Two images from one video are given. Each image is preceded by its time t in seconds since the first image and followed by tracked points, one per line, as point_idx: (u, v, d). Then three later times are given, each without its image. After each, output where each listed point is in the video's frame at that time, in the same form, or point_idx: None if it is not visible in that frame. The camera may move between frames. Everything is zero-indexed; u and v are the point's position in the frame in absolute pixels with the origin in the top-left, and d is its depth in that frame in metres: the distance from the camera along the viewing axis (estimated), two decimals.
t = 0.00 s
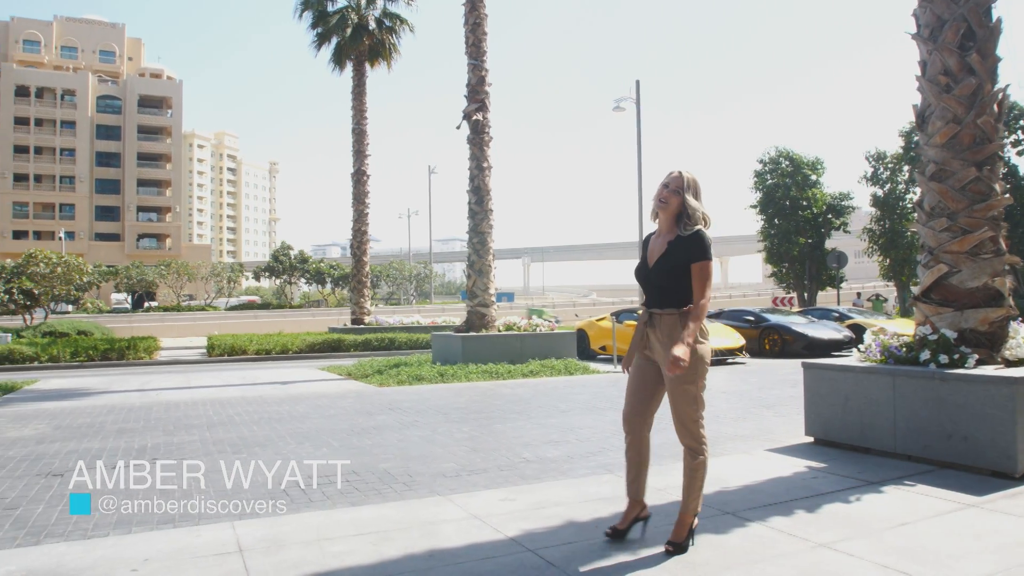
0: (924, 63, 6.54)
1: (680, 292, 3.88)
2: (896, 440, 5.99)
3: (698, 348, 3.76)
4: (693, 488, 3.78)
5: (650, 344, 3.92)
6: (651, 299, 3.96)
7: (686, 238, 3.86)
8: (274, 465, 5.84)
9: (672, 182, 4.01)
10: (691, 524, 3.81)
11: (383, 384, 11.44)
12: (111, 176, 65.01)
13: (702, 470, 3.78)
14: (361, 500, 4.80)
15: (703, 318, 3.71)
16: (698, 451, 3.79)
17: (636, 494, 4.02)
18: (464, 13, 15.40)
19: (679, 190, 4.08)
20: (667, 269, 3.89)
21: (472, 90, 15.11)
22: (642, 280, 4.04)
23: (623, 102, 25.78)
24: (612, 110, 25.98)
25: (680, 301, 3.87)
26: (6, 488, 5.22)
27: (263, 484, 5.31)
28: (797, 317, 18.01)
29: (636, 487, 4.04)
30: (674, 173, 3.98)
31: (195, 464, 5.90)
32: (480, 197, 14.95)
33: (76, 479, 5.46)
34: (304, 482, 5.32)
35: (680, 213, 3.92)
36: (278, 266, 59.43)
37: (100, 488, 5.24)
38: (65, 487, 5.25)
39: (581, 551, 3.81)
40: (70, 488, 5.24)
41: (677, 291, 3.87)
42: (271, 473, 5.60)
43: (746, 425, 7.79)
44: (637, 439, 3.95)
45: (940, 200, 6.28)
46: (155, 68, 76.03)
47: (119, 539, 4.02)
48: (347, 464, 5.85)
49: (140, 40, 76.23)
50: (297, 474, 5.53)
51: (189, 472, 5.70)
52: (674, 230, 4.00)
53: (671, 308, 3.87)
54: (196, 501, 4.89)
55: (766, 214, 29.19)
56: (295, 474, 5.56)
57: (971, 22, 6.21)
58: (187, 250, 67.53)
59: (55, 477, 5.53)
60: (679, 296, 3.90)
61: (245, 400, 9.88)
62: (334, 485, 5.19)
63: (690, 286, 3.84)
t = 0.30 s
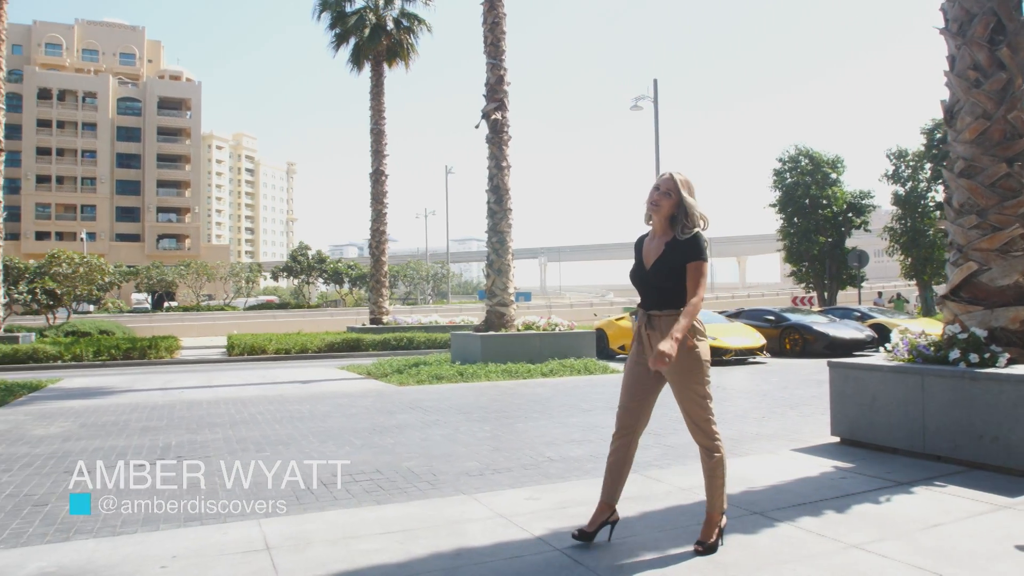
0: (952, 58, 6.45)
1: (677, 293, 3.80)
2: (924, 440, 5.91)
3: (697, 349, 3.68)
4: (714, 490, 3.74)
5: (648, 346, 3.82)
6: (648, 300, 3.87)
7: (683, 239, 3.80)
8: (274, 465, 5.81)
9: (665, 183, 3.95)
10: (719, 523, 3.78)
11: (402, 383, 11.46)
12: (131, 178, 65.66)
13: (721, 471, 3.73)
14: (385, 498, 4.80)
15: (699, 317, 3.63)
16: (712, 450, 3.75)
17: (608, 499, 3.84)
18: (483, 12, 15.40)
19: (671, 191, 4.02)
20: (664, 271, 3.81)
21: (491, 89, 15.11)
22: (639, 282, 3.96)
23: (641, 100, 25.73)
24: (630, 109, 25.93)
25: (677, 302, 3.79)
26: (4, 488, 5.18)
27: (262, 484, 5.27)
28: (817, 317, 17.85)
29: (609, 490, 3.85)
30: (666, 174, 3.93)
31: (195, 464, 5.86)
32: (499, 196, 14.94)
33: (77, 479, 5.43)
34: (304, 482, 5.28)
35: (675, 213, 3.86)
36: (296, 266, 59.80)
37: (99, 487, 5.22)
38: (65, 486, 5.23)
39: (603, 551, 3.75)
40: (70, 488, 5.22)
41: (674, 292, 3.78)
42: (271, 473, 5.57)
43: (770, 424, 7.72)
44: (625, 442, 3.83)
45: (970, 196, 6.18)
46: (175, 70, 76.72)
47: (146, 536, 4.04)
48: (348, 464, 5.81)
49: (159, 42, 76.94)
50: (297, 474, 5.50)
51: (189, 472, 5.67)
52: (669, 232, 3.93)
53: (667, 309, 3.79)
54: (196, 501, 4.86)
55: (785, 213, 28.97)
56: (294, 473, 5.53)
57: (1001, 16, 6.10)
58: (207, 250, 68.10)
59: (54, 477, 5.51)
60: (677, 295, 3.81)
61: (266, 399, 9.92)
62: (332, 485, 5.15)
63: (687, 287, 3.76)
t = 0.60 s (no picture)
0: (986, 52, 6.32)
1: (663, 290, 3.79)
2: (959, 441, 5.80)
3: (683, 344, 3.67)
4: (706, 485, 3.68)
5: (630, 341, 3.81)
6: (631, 294, 3.86)
7: (667, 234, 3.79)
8: (274, 465, 5.76)
9: (649, 177, 3.92)
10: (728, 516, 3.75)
11: (426, 382, 11.48)
12: (155, 179, 66.39)
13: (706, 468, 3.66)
14: (412, 497, 4.79)
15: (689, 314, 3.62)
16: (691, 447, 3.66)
17: (631, 500, 3.78)
18: (505, 11, 15.39)
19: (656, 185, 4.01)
20: (647, 266, 3.79)
21: (513, 89, 15.11)
22: (622, 277, 3.94)
23: (662, 99, 25.60)
24: (651, 108, 25.83)
25: (662, 297, 3.78)
26: (6, 488, 5.16)
27: (263, 483, 5.24)
28: (843, 316, 17.64)
29: (630, 492, 3.79)
30: (655, 169, 3.91)
31: (195, 464, 5.82)
32: (521, 195, 14.91)
33: (77, 479, 5.40)
34: (304, 482, 5.24)
35: (660, 210, 3.85)
36: (318, 266, 60.15)
37: (99, 487, 5.19)
38: (65, 487, 5.20)
39: (630, 552, 3.69)
40: (70, 488, 5.19)
41: (660, 288, 3.76)
42: (271, 472, 5.53)
43: (799, 424, 7.64)
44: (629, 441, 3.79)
45: (1004, 193, 6.05)
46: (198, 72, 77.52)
47: (174, 534, 4.05)
48: (347, 463, 5.77)
49: (182, 45, 77.71)
50: (297, 474, 5.46)
51: (189, 472, 5.63)
52: (655, 227, 3.92)
53: (649, 304, 3.77)
54: (195, 501, 4.83)
55: (808, 212, 28.68)
56: (294, 473, 5.49)
57: None
58: (229, 251, 68.70)
59: (55, 476, 5.48)
60: (661, 293, 3.80)
61: (290, 398, 9.97)
62: (332, 486, 5.11)
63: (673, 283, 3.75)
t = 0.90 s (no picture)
0: None
1: (669, 286, 3.79)
2: (997, 442, 5.67)
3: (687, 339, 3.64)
4: (644, 487, 3.63)
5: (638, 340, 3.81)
6: (636, 291, 3.86)
7: (674, 230, 3.78)
8: (275, 466, 5.73)
9: (649, 175, 3.91)
10: (644, 525, 3.67)
11: (451, 381, 11.50)
12: (180, 180, 67.20)
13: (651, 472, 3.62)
14: (443, 496, 4.77)
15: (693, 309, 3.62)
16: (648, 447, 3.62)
17: (664, 501, 3.74)
18: (528, 10, 15.37)
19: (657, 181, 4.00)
20: (654, 262, 3.78)
21: (537, 88, 15.10)
22: (629, 274, 3.94)
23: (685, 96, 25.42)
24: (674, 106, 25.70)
25: (670, 295, 3.77)
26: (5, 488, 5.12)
27: (263, 484, 5.20)
28: (871, 316, 17.40)
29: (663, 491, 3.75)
30: (654, 166, 3.91)
31: (195, 465, 5.79)
32: (545, 195, 14.89)
33: (76, 479, 5.36)
34: (304, 482, 5.21)
35: (665, 206, 3.85)
36: (341, 266, 60.57)
37: (99, 487, 5.16)
38: (64, 487, 5.16)
39: (668, 554, 3.64)
40: (70, 488, 5.15)
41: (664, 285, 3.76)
42: (271, 473, 5.49)
43: (829, 425, 7.54)
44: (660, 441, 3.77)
45: None
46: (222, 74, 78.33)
47: (209, 531, 4.07)
48: (347, 464, 5.73)
49: (207, 47, 78.50)
50: (298, 474, 5.42)
51: (189, 472, 5.59)
52: (660, 223, 3.92)
53: (656, 299, 3.76)
54: (196, 501, 4.79)
55: (835, 210, 28.31)
56: (294, 473, 5.45)
57: None
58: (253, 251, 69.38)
59: (55, 477, 5.46)
60: (667, 289, 3.79)
61: (317, 397, 10.03)
62: (332, 485, 5.08)
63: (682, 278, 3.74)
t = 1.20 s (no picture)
0: None
1: (673, 286, 3.73)
2: None
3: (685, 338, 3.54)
4: (619, 484, 3.55)
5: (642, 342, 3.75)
6: (640, 293, 3.82)
7: (680, 231, 3.71)
8: (274, 466, 5.66)
9: (655, 177, 3.87)
10: (606, 520, 3.60)
11: (477, 380, 11.50)
12: (206, 181, 67.99)
13: (633, 471, 3.51)
14: (473, 494, 4.76)
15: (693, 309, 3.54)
16: (639, 446, 3.54)
17: (697, 500, 3.66)
18: (553, 8, 15.33)
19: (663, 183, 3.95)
20: (656, 262, 3.72)
21: (562, 85, 15.04)
22: (633, 275, 3.88)
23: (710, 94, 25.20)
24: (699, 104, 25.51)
25: (675, 296, 3.70)
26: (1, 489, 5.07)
27: (263, 484, 5.13)
28: (902, 314, 17.11)
29: (696, 491, 3.67)
30: (660, 167, 3.86)
31: (195, 464, 5.73)
32: (570, 193, 14.85)
33: (77, 479, 5.32)
34: (304, 482, 5.14)
35: (671, 208, 3.80)
36: (365, 265, 60.94)
37: (99, 487, 5.11)
38: (65, 487, 5.12)
39: (705, 555, 3.59)
40: (70, 487, 5.11)
41: (666, 285, 3.71)
42: (270, 473, 5.42)
43: (861, 425, 7.43)
44: (677, 445, 3.65)
45: None
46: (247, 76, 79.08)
47: (246, 527, 4.10)
48: (347, 464, 5.66)
49: (232, 49, 79.24)
50: (298, 474, 5.36)
51: (189, 472, 5.54)
52: (666, 225, 3.87)
53: (656, 301, 3.72)
54: (196, 501, 4.73)
55: (863, 207, 27.92)
56: (294, 473, 5.39)
57: None
58: (278, 251, 70.01)
59: (54, 477, 5.41)
60: (671, 290, 3.73)
61: (344, 395, 10.08)
62: (332, 485, 5.01)
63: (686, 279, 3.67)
